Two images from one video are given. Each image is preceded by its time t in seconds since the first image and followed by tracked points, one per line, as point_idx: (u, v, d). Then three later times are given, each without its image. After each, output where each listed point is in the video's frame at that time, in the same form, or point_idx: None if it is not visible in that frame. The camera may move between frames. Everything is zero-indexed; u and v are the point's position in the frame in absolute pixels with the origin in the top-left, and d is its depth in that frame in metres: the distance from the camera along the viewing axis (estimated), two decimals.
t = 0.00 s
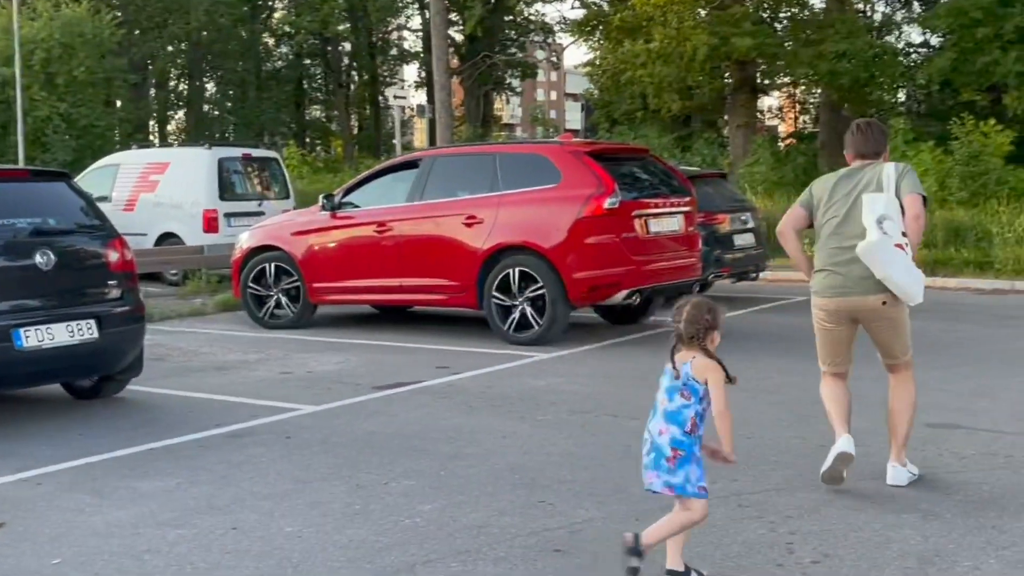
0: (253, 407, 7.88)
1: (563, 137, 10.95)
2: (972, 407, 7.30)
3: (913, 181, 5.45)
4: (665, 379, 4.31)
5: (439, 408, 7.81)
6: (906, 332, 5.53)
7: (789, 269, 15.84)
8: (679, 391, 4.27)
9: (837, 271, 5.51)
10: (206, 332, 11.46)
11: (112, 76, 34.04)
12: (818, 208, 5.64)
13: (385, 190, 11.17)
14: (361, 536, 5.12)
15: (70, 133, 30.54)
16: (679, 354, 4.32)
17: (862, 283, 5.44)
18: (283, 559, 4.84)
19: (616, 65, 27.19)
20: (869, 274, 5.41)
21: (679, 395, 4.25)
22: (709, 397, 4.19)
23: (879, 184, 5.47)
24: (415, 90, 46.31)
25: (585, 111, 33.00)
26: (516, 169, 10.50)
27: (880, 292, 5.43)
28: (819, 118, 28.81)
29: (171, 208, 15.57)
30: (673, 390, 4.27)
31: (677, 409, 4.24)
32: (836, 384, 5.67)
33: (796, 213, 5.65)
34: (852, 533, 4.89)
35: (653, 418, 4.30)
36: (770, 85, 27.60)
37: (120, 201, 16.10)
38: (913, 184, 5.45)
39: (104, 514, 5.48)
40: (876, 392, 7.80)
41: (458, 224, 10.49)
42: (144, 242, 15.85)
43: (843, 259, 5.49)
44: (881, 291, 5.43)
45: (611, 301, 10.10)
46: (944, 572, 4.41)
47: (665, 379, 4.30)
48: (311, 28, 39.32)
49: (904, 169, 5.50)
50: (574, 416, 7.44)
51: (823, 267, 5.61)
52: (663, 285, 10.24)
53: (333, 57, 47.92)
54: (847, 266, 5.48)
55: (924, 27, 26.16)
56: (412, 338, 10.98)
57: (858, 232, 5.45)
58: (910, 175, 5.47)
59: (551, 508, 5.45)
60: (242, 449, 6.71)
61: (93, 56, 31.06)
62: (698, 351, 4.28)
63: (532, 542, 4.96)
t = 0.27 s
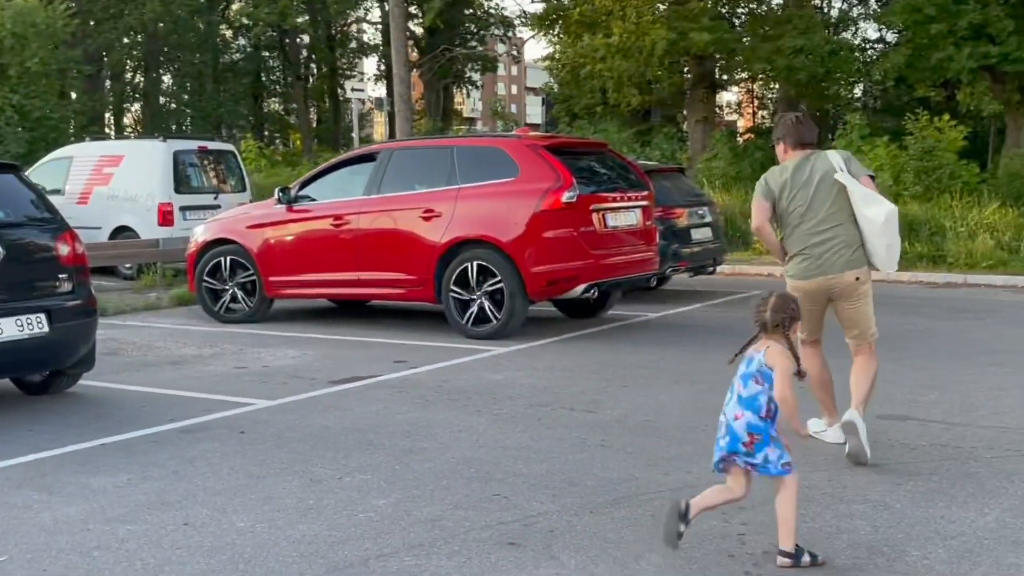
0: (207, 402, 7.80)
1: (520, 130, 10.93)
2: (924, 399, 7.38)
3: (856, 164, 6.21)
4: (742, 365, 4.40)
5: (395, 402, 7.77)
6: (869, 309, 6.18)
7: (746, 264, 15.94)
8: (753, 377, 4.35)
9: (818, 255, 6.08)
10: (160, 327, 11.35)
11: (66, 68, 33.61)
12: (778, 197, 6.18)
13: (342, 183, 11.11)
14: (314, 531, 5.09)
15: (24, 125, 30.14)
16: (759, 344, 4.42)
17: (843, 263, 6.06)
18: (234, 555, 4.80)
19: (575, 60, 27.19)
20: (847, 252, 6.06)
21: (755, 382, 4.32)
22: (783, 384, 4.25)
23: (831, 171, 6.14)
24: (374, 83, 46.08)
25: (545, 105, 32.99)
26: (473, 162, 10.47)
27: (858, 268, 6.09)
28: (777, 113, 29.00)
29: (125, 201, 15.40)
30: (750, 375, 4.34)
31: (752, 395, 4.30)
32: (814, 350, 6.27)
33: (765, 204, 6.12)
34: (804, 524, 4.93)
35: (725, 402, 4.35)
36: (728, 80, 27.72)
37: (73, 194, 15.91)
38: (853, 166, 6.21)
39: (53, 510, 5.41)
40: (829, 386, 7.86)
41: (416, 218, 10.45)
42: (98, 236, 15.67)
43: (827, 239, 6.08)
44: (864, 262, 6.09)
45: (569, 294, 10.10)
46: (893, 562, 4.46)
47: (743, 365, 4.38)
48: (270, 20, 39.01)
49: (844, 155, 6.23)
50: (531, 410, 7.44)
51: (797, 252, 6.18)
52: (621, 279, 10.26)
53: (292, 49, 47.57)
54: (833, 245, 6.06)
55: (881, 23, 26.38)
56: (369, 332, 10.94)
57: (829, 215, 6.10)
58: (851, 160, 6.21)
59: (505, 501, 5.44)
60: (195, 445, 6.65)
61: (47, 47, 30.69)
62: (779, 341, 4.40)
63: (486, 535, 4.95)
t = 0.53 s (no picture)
0: (177, 402, 7.77)
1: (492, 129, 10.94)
2: (891, 397, 7.44)
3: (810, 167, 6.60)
4: (805, 350, 4.92)
5: (367, 401, 7.76)
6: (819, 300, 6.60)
7: (717, 263, 16.01)
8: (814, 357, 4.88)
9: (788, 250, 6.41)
10: (130, 326, 11.29)
11: (34, 65, 33.39)
12: (746, 194, 6.48)
13: (313, 182, 11.09)
14: (284, 531, 5.08)
15: None
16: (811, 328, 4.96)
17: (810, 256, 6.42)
18: (203, 556, 4.78)
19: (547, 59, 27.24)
20: (813, 244, 6.43)
21: (824, 360, 4.85)
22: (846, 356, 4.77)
23: (791, 167, 6.49)
24: (346, 80, 45.97)
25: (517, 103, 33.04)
26: (445, 161, 10.47)
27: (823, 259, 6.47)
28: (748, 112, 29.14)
29: (94, 199, 15.30)
30: (816, 355, 4.87)
31: (823, 372, 4.82)
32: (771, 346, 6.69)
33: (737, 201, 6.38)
34: (771, 522, 4.97)
35: (797, 385, 4.87)
36: (699, 79, 27.85)
37: (41, 192, 15.78)
38: (806, 164, 6.63)
39: (20, 512, 5.37)
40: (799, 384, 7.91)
41: (387, 217, 10.43)
42: (66, 234, 15.55)
43: (790, 236, 6.42)
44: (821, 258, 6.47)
45: (541, 293, 10.11)
46: (860, 559, 4.50)
47: (807, 347, 4.91)
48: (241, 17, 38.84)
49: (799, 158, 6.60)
50: (502, 409, 7.45)
51: (765, 247, 6.50)
52: (592, 278, 10.28)
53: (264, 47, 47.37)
54: (796, 242, 6.41)
55: (851, 23, 26.56)
56: (341, 331, 10.91)
57: (796, 209, 6.43)
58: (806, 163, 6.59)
59: (475, 501, 5.45)
60: (165, 445, 6.62)
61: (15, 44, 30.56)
62: (827, 323, 4.96)
63: (456, 535, 4.96)
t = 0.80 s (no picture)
0: (159, 404, 7.74)
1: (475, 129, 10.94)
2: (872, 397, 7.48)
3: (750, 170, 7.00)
4: (854, 330, 5.21)
5: (350, 402, 7.76)
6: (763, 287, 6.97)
7: (700, 262, 16.05)
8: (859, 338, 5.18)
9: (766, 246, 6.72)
10: (112, 326, 11.25)
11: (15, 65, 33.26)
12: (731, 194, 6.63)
13: (296, 182, 11.07)
14: (267, 533, 5.07)
15: None
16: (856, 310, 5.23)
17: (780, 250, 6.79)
18: (186, 558, 4.78)
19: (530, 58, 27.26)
20: (780, 240, 6.82)
21: (871, 340, 5.15)
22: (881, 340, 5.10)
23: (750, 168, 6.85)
24: (329, 79, 45.88)
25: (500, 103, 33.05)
26: (428, 161, 10.46)
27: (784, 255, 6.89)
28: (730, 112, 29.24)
29: (75, 199, 15.23)
30: (864, 335, 5.16)
31: (872, 351, 5.14)
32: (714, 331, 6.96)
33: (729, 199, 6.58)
34: (754, 521, 4.99)
35: (845, 361, 5.18)
36: (682, 79, 27.93)
37: (22, 192, 15.70)
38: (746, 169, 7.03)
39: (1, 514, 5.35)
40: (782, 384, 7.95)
41: (370, 217, 10.42)
42: (47, 234, 15.47)
43: (769, 231, 6.75)
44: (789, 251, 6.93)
45: (524, 293, 10.11)
46: (841, 558, 4.52)
47: (853, 328, 5.20)
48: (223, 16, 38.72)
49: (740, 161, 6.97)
50: (485, 409, 7.46)
51: (749, 244, 6.71)
52: (575, 278, 10.29)
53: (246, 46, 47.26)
54: (776, 235, 6.77)
55: (832, 23, 26.69)
56: (323, 331, 10.89)
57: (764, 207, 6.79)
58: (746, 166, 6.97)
59: (458, 502, 5.46)
60: (147, 447, 6.60)
61: None
62: (875, 304, 5.20)
63: (439, 536, 4.97)
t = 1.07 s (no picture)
0: (154, 405, 7.74)
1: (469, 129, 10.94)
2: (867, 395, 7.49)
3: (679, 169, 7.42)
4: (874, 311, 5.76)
5: (345, 403, 7.76)
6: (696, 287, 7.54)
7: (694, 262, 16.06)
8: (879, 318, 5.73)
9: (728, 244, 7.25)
10: (106, 328, 11.23)
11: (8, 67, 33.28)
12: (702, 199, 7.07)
13: (290, 182, 11.07)
14: (262, 534, 5.07)
15: None
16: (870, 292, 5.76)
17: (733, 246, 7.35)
18: (182, 559, 4.77)
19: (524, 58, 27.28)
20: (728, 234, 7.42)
21: (891, 320, 5.73)
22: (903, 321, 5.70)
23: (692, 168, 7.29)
24: (322, 80, 45.84)
25: (494, 104, 33.05)
26: (422, 161, 10.46)
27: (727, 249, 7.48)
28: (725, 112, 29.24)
29: (69, 201, 15.21)
30: (885, 316, 5.73)
31: (892, 330, 5.72)
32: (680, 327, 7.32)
33: (704, 204, 7.01)
34: (749, 520, 5.00)
35: (872, 341, 5.72)
36: (675, 79, 27.95)
37: (16, 194, 15.68)
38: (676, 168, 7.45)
39: None
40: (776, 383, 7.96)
41: (364, 217, 10.42)
42: (42, 236, 15.45)
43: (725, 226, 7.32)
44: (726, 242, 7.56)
45: (519, 293, 10.11)
46: (837, 556, 4.53)
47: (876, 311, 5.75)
48: (216, 17, 38.69)
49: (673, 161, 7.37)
50: (480, 409, 7.46)
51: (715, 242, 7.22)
52: (569, 278, 10.30)
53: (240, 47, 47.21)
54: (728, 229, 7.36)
55: (826, 23, 26.71)
56: (318, 332, 10.89)
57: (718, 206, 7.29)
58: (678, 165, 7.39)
59: (454, 501, 5.46)
60: (143, 448, 6.59)
61: None
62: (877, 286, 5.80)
63: (435, 536, 4.97)
